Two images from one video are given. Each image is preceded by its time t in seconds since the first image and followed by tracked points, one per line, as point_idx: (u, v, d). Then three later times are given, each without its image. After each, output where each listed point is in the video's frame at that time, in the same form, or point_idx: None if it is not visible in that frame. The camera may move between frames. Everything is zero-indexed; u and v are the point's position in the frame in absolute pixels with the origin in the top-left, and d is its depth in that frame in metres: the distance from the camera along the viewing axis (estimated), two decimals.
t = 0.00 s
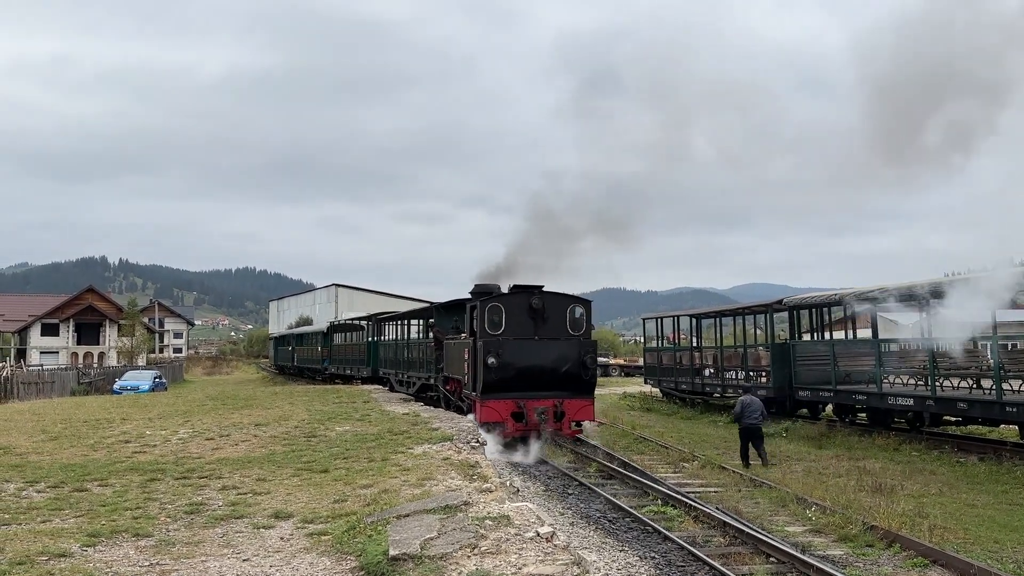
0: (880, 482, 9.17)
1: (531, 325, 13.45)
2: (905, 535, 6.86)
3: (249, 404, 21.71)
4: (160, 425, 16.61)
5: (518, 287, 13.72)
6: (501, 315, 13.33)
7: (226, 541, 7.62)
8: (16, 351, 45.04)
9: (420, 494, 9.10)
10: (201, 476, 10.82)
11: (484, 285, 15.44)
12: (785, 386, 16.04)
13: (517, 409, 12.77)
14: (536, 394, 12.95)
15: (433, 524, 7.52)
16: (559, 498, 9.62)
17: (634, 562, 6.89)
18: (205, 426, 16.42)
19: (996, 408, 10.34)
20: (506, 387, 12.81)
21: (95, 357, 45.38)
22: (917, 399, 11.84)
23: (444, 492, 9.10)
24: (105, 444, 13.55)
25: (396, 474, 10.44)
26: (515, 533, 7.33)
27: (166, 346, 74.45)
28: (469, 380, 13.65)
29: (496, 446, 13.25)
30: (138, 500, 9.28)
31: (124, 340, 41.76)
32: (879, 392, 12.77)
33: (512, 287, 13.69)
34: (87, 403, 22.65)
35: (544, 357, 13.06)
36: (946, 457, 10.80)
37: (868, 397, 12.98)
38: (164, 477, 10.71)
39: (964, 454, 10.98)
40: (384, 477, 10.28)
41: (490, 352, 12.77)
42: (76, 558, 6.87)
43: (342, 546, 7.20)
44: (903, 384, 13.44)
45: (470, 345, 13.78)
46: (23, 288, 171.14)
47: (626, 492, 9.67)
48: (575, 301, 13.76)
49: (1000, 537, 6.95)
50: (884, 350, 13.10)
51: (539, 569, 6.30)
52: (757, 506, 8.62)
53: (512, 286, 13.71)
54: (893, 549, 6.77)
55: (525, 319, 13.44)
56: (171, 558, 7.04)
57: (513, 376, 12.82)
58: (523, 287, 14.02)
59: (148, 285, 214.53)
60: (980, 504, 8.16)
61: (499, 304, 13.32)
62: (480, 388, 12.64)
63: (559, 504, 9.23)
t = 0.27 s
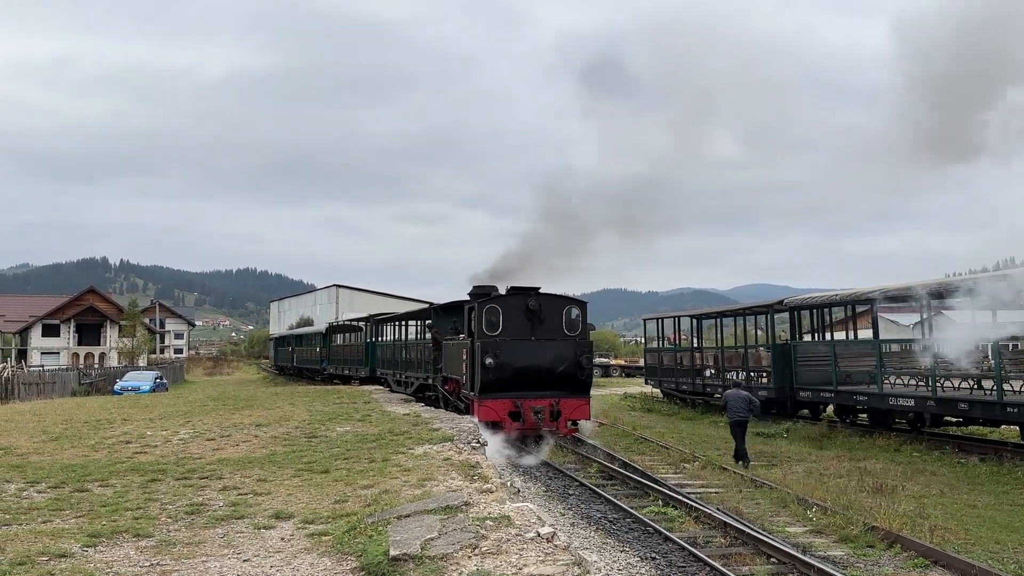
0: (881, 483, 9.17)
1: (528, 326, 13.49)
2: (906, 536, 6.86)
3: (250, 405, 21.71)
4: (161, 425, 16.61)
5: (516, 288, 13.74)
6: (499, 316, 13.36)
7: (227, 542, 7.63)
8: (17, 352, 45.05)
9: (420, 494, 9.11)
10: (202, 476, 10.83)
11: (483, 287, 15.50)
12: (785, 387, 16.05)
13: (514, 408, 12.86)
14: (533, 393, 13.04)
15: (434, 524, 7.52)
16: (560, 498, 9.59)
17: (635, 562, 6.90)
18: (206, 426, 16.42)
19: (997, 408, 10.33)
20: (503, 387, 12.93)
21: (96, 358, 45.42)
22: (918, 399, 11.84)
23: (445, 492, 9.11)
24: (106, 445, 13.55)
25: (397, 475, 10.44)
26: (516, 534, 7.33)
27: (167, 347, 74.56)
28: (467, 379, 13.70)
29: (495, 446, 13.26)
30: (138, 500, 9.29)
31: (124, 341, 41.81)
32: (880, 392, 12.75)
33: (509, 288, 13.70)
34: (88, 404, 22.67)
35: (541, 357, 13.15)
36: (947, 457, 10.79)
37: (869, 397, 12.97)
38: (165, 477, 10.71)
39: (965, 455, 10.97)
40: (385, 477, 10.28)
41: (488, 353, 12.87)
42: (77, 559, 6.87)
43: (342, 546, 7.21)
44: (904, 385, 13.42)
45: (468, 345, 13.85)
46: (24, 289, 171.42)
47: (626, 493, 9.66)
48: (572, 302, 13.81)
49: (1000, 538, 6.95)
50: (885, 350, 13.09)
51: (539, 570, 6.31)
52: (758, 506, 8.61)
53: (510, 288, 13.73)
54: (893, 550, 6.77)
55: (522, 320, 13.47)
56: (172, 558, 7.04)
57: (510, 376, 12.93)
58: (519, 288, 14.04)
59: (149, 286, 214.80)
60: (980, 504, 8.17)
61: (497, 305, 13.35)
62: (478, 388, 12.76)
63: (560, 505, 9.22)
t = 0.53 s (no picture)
0: (883, 484, 9.15)
1: (527, 327, 13.50)
2: (908, 536, 6.86)
3: (251, 405, 21.70)
4: (163, 426, 16.63)
5: (514, 290, 13.78)
6: (498, 317, 13.37)
7: (228, 542, 7.63)
8: (18, 352, 45.10)
9: (421, 494, 9.11)
10: (203, 477, 10.84)
11: (481, 288, 15.55)
12: (786, 387, 16.05)
13: (512, 407, 12.96)
14: (531, 392, 13.13)
15: (435, 525, 7.52)
16: (561, 499, 9.59)
17: (636, 563, 6.89)
18: (208, 426, 16.43)
19: (999, 409, 10.32)
20: (502, 386, 13.01)
21: (98, 359, 45.47)
22: (919, 400, 11.84)
23: (446, 493, 9.11)
24: (108, 445, 13.57)
25: (397, 475, 10.45)
26: (517, 534, 7.34)
27: (168, 348, 74.60)
28: (466, 379, 13.72)
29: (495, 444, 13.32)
30: (140, 501, 9.30)
31: (126, 341, 41.86)
32: (882, 393, 12.75)
33: (508, 290, 13.73)
34: (89, 404, 22.70)
35: (539, 358, 13.22)
36: (948, 458, 10.77)
37: (870, 398, 12.97)
38: (166, 478, 10.72)
39: (966, 456, 10.96)
40: (386, 478, 10.28)
41: (487, 354, 12.92)
42: (78, 559, 6.87)
43: (343, 547, 7.21)
44: (905, 385, 13.40)
45: (467, 347, 13.86)
46: (26, 289, 171.62)
47: (627, 493, 9.66)
48: (570, 304, 13.85)
49: (1002, 538, 6.94)
50: (886, 351, 13.09)
51: (540, 570, 6.31)
52: (759, 507, 8.61)
53: (508, 290, 13.76)
54: (895, 550, 6.77)
55: (520, 321, 13.49)
56: (172, 559, 7.05)
57: (509, 376, 13.01)
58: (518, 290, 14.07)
59: (150, 287, 215.03)
60: (982, 505, 8.16)
61: (496, 307, 13.36)
62: (477, 388, 12.84)
63: (561, 505, 9.21)
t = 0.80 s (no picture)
0: (885, 484, 9.14)
1: (526, 328, 13.51)
2: (910, 537, 6.86)
3: (252, 405, 21.73)
4: (165, 426, 16.67)
5: (513, 290, 13.79)
6: (497, 318, 13.40)
7: (230, 543, 7.64)
8: (20, 353, 45.14)
9: (423, 495, 9.12)
10: (205, 477, 10.86)
11: (480, 288, 15.56)
12: (788, 388, 16.03)
13: (511, 406, 12.98)
14: (530, 392, 13.15)
15: (436, 525, 7.53)
16: (563, 500, 9.59)
17: (638, 563, 6.90)
18: (210, 427, 16.46)
19: (1001, 409, 10.31)
20: (501, 386, 13.03)
21: (100, 359, 45.55)
22: (921, 400, 11.83)
23: (448, 493, 9.13)
24: (110, 446, 13.61)
25: (399, 475, 10.46)
26: (519, 535, 7.35)
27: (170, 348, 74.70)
28: (466, 379, 13.74)
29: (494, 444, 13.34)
30: (142, 501, 9.32)
31: (128, 342, 41.94)
32: (883, 393, 12.74)
33: (506, 290, 13.74)
34: (91, 404, 22.76)
35: (538, 358, 13.23)
36: (950, 459, 10.76)
37: (872, 398, 12.97)
38: (168, 478, 10.74)
39: (968, 456, 10.95)
40: (387, 478, 10.29)
41: (487, 354, 12.94)
42: (81, 559, 6.90)
43: (345, 547, 7.22)
44: (907, 386, 13.39)
45: (466, 347, 13.89)
46: (28, 290, 171.89)
47: (629, 494, 9.67)
48: (569, 304, 13.84)
49: (1004, 539, 6.93)
50: (887, 351, 13.08)
51: (542, 571, 6.32)
52: (761, 507, 8.62)
53: (507, 290, 13.76)
54: (897, 551, 6.77)
55: (519, 322, 13.50)
56: (175, 559, 7.06)
57: (508, 376, 13.02)
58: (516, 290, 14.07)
59: (152, 287, 215.34)
60: (984, 506, 8.15)
61: (495, 307, 13.38)
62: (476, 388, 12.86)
63: (563, 506, 9.21)
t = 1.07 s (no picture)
0: (887, 484, 9.14)
1: (526, 328, 13.51)
2: (913, 537, 6.86)
3: (255, 405, 21.77)
4: (168, 425, 16.71)
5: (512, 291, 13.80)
6: (496, 318, 13.43)
7: (233, 542, 7.66)
8: (23, 353, 45.25)
9: (425, 494, 9.15)
10: (208, 476, 10.89)
11: (480, 288, 15.60)
12: (790, 388, 16.02)
13: (511, 406, 12.99)
14: (529, 391, 13.16)
15: (439, 525, 7.55)
16: (565, 499, 9.60)
17: (640, 563, 6.91)
18: (212, 426, 16.49)
19: (1004, 409, 10.31)
20: (501, 385, 13.07)
21: (102, 359, 45.65)
22: (924, 400, 11.82)
23: (450, 493, 9.14)
24: (112, 445, 13.65)
25: (401, 475, 10.48)
26: (521, 534, 7.36)
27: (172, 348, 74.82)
28: (466, 379, 13.77)
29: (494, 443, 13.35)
30: (144, 500, 9.35)
31: (130, 342, 42.03)
32: (886, 393, 12.74)
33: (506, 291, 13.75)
34: (94, 404, 22.82)
35: (538, 358, 13.26)
36: (953, 459, 10.75)
37: (874, 398, 12.96)
38: (171, 478, 10.77)
39: (971, 456, 10.94)
40: (390, 478, 10.31)
41: (487, 355, 13.00)
42: (84, 559, 6.92)
43: (348, 547, 7.24)
44: (910, 385, 13.37)
45: (466, 347, 13.92)
46: (31, 290, 172.26)
47: (631, 494, 9.68)
48: (568, 305, 13.84)
49: (1007, 539, 6.93)
50: (890, 351, 13.08)
51: (545, 570, 6.33)
52: (764, 507, 8.63)
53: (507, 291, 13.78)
54: (900, 551, 6.78)
55: (519, 323, 13.52)
56: (178, 558, 7.09)
57: (508, 375, 13.06)
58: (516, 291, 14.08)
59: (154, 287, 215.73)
60: (987, 506, 8.15)
61: (495, 308, 13.40)
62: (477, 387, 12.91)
63: (565, 505, 9.22)
